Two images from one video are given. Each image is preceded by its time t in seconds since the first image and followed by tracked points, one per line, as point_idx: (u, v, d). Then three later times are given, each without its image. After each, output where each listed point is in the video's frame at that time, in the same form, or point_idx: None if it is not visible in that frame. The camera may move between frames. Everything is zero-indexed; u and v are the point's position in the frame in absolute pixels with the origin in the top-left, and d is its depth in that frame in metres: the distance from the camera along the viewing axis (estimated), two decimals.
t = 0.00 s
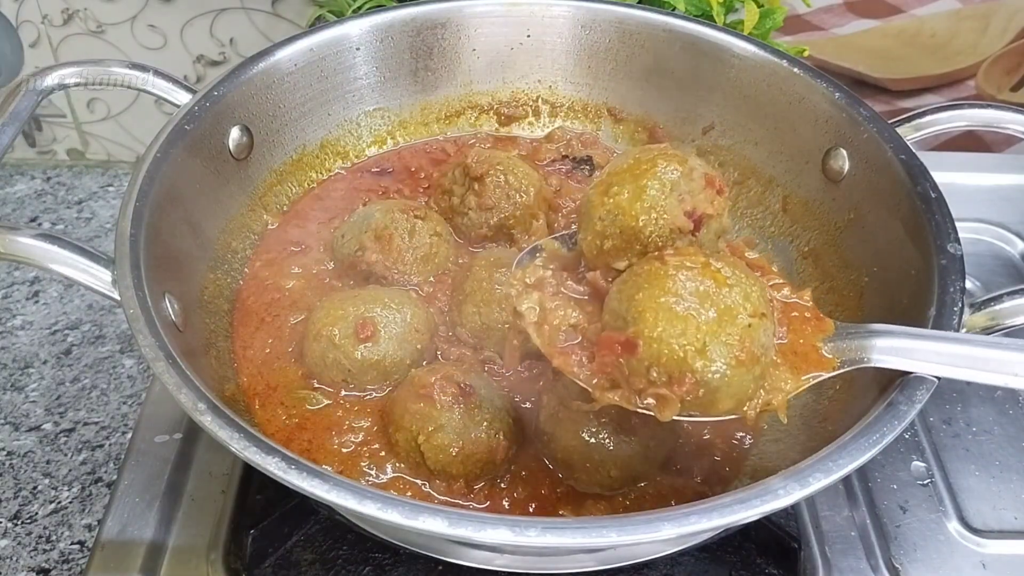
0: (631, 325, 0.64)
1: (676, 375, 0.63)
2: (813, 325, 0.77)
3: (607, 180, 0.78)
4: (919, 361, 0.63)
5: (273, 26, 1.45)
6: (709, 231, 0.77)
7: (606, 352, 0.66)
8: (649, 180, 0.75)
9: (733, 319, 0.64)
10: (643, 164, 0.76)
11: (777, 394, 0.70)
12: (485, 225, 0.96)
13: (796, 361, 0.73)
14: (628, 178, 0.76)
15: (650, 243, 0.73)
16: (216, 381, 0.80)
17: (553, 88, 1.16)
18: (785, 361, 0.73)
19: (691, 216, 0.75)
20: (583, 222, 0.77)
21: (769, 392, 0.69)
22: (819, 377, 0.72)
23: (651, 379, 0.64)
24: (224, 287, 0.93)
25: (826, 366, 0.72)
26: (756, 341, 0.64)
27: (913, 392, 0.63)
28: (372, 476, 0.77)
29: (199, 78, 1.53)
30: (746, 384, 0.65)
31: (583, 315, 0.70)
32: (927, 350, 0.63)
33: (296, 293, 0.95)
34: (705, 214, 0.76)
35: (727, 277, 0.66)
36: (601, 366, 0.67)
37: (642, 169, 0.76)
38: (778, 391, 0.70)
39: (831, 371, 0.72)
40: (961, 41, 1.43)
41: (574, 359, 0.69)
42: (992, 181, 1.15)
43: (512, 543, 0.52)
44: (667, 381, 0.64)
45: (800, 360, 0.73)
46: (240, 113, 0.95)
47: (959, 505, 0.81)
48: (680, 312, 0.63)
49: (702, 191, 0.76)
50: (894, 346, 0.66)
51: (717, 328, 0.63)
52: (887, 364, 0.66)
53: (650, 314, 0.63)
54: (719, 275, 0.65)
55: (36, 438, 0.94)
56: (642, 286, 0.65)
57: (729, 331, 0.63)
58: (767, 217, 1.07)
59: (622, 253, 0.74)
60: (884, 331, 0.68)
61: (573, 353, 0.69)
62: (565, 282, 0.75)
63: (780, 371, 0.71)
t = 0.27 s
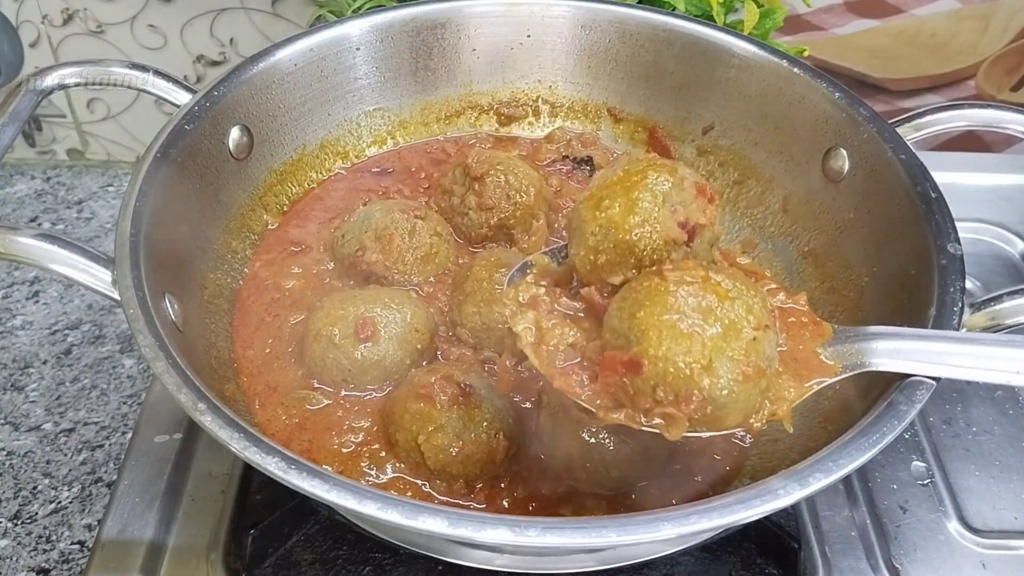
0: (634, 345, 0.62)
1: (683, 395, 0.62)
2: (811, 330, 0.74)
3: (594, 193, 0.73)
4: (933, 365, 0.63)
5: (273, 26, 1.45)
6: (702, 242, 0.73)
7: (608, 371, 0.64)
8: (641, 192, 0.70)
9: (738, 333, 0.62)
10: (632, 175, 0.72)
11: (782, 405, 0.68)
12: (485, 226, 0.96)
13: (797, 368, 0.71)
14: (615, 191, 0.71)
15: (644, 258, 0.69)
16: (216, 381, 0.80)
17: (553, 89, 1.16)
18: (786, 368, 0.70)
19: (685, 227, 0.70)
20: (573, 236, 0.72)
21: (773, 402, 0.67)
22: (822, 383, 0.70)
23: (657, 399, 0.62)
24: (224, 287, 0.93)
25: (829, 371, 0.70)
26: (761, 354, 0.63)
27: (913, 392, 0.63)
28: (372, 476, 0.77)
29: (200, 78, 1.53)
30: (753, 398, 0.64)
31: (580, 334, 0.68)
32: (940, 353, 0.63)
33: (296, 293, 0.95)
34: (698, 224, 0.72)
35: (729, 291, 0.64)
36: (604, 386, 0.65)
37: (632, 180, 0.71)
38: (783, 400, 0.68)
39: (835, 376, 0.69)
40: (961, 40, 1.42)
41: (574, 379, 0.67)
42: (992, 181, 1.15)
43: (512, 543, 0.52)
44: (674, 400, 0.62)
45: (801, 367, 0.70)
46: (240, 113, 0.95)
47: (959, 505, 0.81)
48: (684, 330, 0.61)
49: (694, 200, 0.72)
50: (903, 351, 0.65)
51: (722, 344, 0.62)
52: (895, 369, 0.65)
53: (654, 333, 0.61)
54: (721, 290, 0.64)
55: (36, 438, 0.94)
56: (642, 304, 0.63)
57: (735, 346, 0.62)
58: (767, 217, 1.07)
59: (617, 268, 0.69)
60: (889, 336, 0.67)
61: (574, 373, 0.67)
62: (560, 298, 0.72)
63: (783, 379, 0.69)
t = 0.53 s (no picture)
0: (641, 342, 0.58)
1: (696, 395, 0.58)
2: (824, 320, 0.69)
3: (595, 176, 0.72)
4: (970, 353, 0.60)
5: (273, 26, 1.45)
6: (707, 227, 0.72)
7: (613, 372, 0.60)
8: (640, 177, 0.69)
9: (754, 326, 0.58)
10: (630, 159, 0.70)
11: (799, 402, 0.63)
12: (485, 225, 0.96)
13: (814, 363, 0.66)
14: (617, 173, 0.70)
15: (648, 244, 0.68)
16: (216, 382, 0.80)
17: (553, 89, 1.16)
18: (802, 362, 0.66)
19: (689, 212, 0.70)
20: (568, 227, 0.71)
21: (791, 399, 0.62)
22: (841, 378, 0.65)
23: (668, 400, 0.58)
24: (224, 287, 0.93)
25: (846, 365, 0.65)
26: (778, 347, 0.59)
27: (913, 392, 0.63)
28: (372, 476, 0.77)
29: (199, 78, 1.53)
30: (772, 397, 0.60)
31: (580, 333, 0.64)
32: (978, 339, 0.59)
33: (296, 293, 0.95)
34: (701, 209, 0.71)
35: (742, 279, 0.60)
36: (608, 388, 0.61)
37: (630, 165, 0.70)
38: (800, 398, 0.63)
39: (854, 369, 0.65)
40: (963, 39, 1.45)
41: (575, 381, 0.63)
42: (992, 181, 1.15)
43: (512, 543, 0.52)
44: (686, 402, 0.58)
45: (818, 361, 0.66)
46: (239, 113, 0.95)
47: (959, 505, 0.81)
48: (695, 325, 0.57)
49: (696, 184, 0.71)
50: (935, 340, 0.61)
51: (737, 339, 0.58)
52: (927, 361, 0.61)
53: (662, 329, 0.57)
54: (733, 278, 0.60)
55: (36, 438, 0.94)
56: (648, 297, 0.59)
57: (750, 340, 0.58)
58: (767, 218, 1.07)
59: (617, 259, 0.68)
60: (913, 325, 0.63)
61: (573, 375, 0.63)
62: (555, 294, 0.68)
63: (799, 374, 0.64)
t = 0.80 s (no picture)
0: (634, 349, 0.55)
1: (695, 406, 0.55)
2: (828, 321, 0.65)
3: (575, 175, 0.65)
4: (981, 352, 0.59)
5: (273, 26, 1.45)
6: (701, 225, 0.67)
7: (604, 382, 0.57)
8: (630, 172, 0.63)
9: (756, 329, 0.55)
10: (618, 152, 0.65)
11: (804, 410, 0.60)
12: (486, 225, 0.96)
13: (818, 366, 0.63)
14: (602, 173, 0.64)
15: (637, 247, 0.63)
16: (216, 381, 0.80)
17: (553, 89, 1.16)
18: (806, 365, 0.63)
19: (682, 210, 0.65)
20: (553, 226, 0.66)
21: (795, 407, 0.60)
22: (847, 382, 0.62)
23: (664, 411, 0.55)
24: (224, 287, 0.93)
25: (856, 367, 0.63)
26: (783, 351, 0.56)
27: (914, 393, 0.63)
28: (372, 476, 0.77)
29: (200, 77, 1.53)
30: (776, 405, 0.57)
31: (568, 339, 0.61)
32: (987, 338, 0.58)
33: (296, 293, 0.95)
34: (695, 204, 0.66)
35: (742, 278, 0.57)
36: (599, 399, 0.58)
37: (618, 158, 0.64)
38: (806, 405, 0.60)
39: (863, 373, 0.62)
40: (962, 39, 1.42)
41: (563, 393, 0.60)
42: (992, 181, 1.15)
43: (512, 543, 0.52)
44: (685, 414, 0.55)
45: (823, 365, 0.63)
46: (239, 113, 0.95)
47: (959, 504, 0.81)
48: (692, 329, 0.54)
49: (689, 178, 0.66)
50: (947, 340, 0.60)
51: (738, 344, 0.54)
52: (935, 361, 0.60)
53: (657, 334, 0.54)
54: (732, 278, 0.56)
55: (36, 438, 0.94)
56: (641, 300, 0.56)
57: (752, 344, 0.55)
58: (767, 218, 1.07)
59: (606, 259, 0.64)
60: (922, 325, 0.61)
61: (562, 385, 0.60)
62: (541, 298, 0.66)
63: (804, 379, 0.61)
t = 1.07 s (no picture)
0: (636, 347, 0.55)
1: (699, 405, 0.54)
2: (834, 317, 0.65)
3: (574, 168, 0.65)
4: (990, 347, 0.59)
5: (273, 26, 1.45)
6: (703, 219, 0.67)
7: (605, 381, 0.57)
8: (629, 164, 0.63)
9: (762, 325, 0.55)
10: (617, 145, 0.64)
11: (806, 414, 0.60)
12: (486, 226, 0.96)
13: (825, 364, 0.63)
14: (602, 166, 0.64)
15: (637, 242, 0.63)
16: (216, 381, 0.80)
17: (553, 89, 1.16)
18: (812, 364, 0.63)
19: (682, 202, 0.65)
20: (550, 222, 0.65)
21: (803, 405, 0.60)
22: (855, 379, 0.63)
23: (668, 410, 0.55)
24: (224, 287, 0.93)
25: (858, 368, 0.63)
26: (790, 348, 0.56)
27: (914, 392, 0.63)
28: (372, 476, 0.77)
29: (200, 78, 1.53)
30: (782, 404, 0.57)
31: (567, 338, 0.61)
32: (995, 334, 0.59)
33: (296, 293, 0.95)
34: (696, 197, 0.66)
35: (747, 273, 0.56)
36: (601, 399, 0.58)
37: (617, 151, 0.64)
38: (813, 403, 0.60)
39: (871, 370, 0.62)
40: (962, 39, 1.42)
41: (563, 393, 0.60)
42: (992, 181, 1.15)
43: (513, 542, 0.53)
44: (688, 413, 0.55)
45: (831, 362, 0.63)
46: (239, 113, 0.95)
47: (959, 504, 0.81)
48: (697, 325, 0.54)
49: (690, 171, 0.66)
50: (954, 336, 0.60)
51: (744, 341, 0.54)
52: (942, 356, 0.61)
53: (660, 330, 0.54)
54: (737, 272, 0.56)
55: (36, 438, 0.94)
56: (644, 296, 0.55)
57: (759, 341, 0.54)
58: (767, 217, 1.07)
59: (606, 255, 0.63)
60: (930, 321, 0.61)
61: (561, 385, 0.60)
62: (539, 295, 0.64)
63: (811, 376, 0.61)
